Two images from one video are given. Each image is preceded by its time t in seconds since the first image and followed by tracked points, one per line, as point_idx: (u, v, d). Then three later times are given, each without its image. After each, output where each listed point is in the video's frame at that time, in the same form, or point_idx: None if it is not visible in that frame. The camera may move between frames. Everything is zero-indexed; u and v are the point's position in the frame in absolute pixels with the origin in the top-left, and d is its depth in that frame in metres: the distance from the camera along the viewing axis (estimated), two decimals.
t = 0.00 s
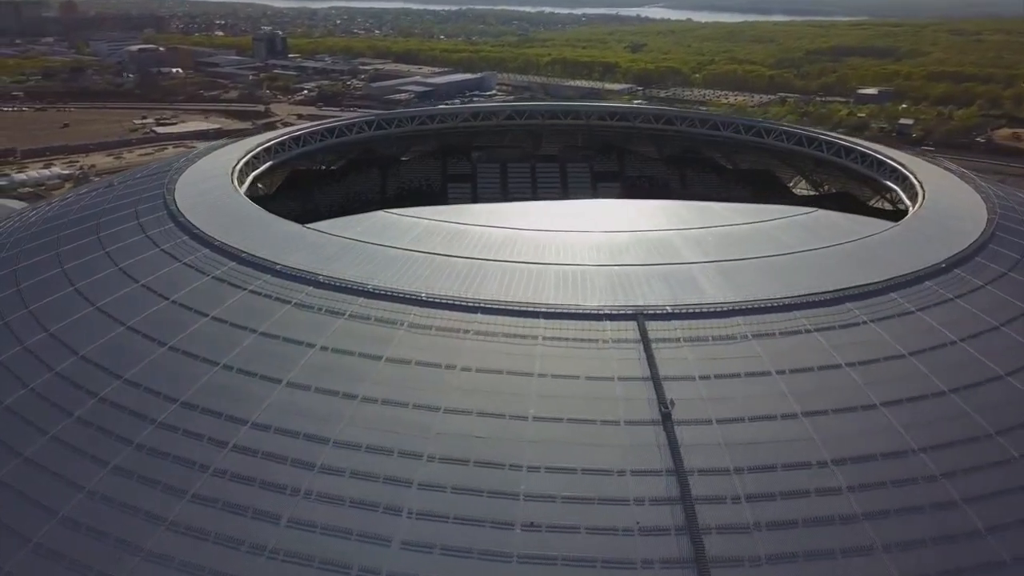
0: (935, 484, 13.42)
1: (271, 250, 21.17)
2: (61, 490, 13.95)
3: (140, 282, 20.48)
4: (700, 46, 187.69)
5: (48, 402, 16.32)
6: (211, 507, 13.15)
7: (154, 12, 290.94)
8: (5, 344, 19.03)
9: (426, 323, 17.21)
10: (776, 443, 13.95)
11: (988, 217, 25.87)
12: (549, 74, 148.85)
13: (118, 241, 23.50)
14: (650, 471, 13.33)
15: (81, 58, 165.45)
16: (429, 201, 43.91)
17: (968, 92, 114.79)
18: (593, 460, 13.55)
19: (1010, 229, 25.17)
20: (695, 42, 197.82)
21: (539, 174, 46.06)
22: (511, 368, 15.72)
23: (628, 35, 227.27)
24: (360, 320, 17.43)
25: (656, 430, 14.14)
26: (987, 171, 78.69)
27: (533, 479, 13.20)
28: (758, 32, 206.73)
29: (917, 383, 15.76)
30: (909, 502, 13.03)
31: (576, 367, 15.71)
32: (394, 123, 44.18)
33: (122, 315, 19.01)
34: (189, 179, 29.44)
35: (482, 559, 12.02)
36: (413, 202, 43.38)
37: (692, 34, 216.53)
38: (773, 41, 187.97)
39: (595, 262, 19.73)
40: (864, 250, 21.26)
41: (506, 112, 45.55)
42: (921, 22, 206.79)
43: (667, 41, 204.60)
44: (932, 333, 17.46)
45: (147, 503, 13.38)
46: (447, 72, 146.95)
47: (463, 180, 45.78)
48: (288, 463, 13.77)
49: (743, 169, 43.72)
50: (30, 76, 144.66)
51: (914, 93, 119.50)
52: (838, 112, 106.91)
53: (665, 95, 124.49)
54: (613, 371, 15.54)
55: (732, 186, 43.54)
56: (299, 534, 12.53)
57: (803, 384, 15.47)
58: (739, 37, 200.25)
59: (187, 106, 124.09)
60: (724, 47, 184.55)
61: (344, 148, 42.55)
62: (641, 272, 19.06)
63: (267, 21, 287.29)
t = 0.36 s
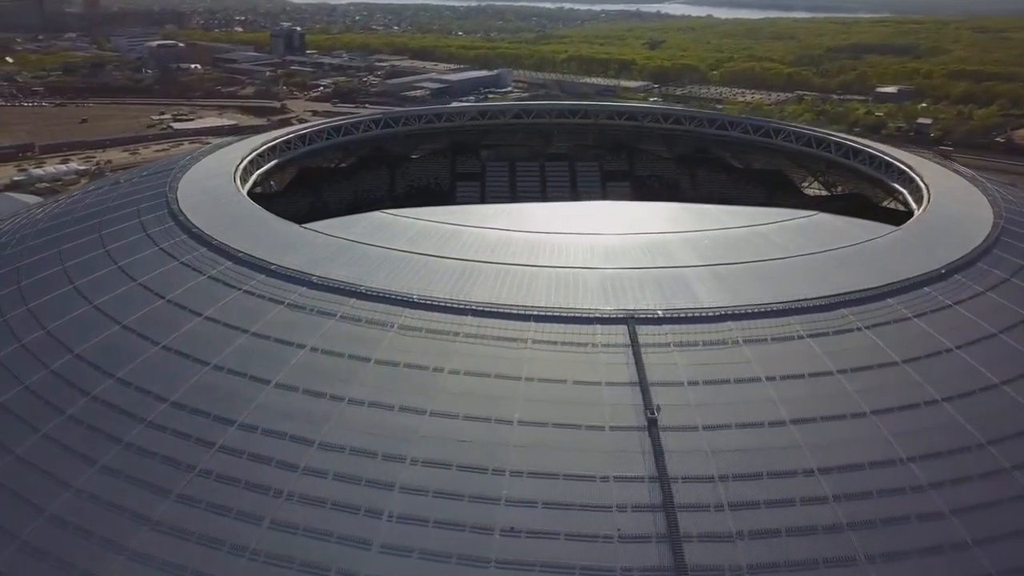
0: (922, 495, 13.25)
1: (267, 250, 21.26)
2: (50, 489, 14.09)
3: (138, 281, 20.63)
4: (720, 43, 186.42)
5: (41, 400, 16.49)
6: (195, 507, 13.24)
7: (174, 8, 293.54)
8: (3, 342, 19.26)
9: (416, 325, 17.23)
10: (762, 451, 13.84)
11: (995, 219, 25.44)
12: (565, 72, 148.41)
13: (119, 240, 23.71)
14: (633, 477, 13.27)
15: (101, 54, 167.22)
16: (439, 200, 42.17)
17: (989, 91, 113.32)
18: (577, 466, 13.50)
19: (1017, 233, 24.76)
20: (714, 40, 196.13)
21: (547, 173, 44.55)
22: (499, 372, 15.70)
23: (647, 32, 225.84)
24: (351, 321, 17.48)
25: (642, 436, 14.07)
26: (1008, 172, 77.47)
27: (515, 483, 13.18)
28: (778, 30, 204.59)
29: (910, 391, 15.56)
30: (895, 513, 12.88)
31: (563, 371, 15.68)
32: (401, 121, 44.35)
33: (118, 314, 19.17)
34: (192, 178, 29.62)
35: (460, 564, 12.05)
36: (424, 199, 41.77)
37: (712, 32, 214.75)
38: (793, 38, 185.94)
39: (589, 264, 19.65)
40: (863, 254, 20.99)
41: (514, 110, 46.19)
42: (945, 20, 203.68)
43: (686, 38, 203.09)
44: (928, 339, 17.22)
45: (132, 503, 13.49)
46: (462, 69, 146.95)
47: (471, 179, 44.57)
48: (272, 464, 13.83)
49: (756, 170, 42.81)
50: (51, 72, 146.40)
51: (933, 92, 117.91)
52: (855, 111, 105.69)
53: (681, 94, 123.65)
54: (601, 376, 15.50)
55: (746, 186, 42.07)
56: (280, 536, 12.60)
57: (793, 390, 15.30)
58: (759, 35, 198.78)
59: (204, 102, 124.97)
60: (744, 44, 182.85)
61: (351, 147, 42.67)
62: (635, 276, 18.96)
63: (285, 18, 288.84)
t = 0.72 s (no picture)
0: (911, 506, 13.07)
1: (266, 250, 21.40)
2: (42, 485, 14.31)
3: (138, 279, 20.85)
4: (742, 40, 184.63)
5: (38, 396, 16.73)
6: (182, 506, 13.36)
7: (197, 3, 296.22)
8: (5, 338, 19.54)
9: (408, 327, 17.24)
10: (750, 459, 13.72)
11: (1004, 223, 24.98)
12: (584, 68, 147.85)
13: (122, 238, 23.95)
14: (617, 484, 13.21)
15: (124, 50, 168.96)
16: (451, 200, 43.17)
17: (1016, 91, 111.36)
18: (561, 470, 13.47)
19: None
20: (737, 36, 194.25)
21: (559, 172, 45.39)
22: (489, 375, 15.67)
23: (668, 29, 223.88)
24: (344, 322, 17.53)
25: (629, 442, 14.00)
26: None
27: (498, 488, 13.16)
28: (802, 27, 202.42)
29: (904, 399, 15.34)
30: (882, 524, 12.72)
31: (553, 375, 15.63)
32: (411, 120, 44.39)
33: (117, 311, 19.39)
34: (199, 176, 29.86)
35: (440, 568, 12.07)
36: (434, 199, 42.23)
37: (734, 29, 212.65)
38: (817, 35, 183.46)
39: (586, 267, 19.57)
40: (865, 259, 20.72)
41: (524, 110, 45.64)
42: (972, 17, 200.25)
43: (708, 35, 201.22)
44: (926, 347, 16.96)
45: (121, 501, 13.65)
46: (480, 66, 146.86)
47: (483, 177, 45.22)
48: (259, 465, 13.91)
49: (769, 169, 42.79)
50: (74, 67, 148.16)
51: (958, 92, 115.94)
52: (877, 110, 104.30)
53: (700, 92, 122.69)
54: (590, 381, 15.44)
55: (758, 187, 42.32)
56: (263, 536, 12.68)
57: (785, 398, 15.14)
58: (781, 32, 196.71)
59: (222, 98, 125.87)
60: (767, 41, 180.72)
61: (361, 146, 42.85)
62: (631, 280, 18.84)
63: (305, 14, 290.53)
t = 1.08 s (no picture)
0: (904, 519, 12.87)
1: (269, 249, 21.56)
2: (41, 480, 14.60)
3: (143, 276, 21.12)
4: (770, 37, 182.52)
5: (41, 391, 17.04)
6: (174, 503, 13.52)
7: None
8: (13, 332, 19.93)
9: (405, 328, 17.27)
10: (742, 468, 13.58)
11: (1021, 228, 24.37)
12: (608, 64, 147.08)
13: (132, 234, 24.28)
14: (606, 490, 13.15)
15: (152, 45, 171.08)
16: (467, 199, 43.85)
17: None
18: (549, 475, 13.43)
19: None
20: (766, 34, 191.88)
21: (575, 171, 45.25)
22: (483, 377, 15.65)
23: (696, 25, 221.83)
24: (342, 322, 17.62)
25: (619, 448, 13.92)
26: None
27: (486, 492, 13.15)
28: (831, 24, 199.55)
29: (903, 409, 15.10)
30: (873, 537, 12.54)
31: (547, 378, 15.58)
32: (425, 118, 44.14)
33: (121, 308, 19.66)
34: (210, 173, 30.15)
35: (424, 571, 12.10)
36: (450, 199, 43.44)
37: (763, 26, 210.13)
38: (847, 33, 180.61)
39: (586, 270, 19.47)
40: (871, 264, 20.38)
41: (538, 109, 45.37)
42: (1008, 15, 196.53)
43: (737, 31, 198.93)
44: (929, 356, 16.66)
45: (115, 498, 13.86)
46: (503, 62, 146.65)
47: (499, 176, 45.40)
48: (251, 464, 14.03)
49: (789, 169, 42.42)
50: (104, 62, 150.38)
51: (989, 92, 113.42)
52: (904, 109, 102.54)
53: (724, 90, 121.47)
54: (584, 385, 15.37)
55: (779, 188, 41.97)
56: (251, 535, 12.80)
57: (780, 406, 14.96)
58: (810, 30, 194.16)
59: (245, 94, 127.02)
60: (796, 38, 178.19)
61: (375, 144, 43.02)
62: (630, 283, 18.73)
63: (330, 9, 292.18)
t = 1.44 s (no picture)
0: (894, 532, 12.69)
1: (271, 249, 21.69)
2: (36, 477, 14.83)
3: (147, 275, 21.35)
4: (796, 34, 180.52)
5: (40, 388, 17.28)
6: (164, 503, 13.66)
7: None
8: (18, 329, 20.23)
9: (399, 330, 17.30)
10: (731, 477, 13.45)
11: None
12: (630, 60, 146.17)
13: (139, 232, 24.54)
14: (592, 497, 13.08)
15: (178, 40, 173.13)
16: (479, 198, 43.59)
17: None
18: (535, 481, 13.40)
19: None
20: (791, 31, 189.64)
21: (588, 171, 45.15)
22: (474, 381, 15.64)
23: (721, 22, 219.80)
24: (337, 324, 17.68)
25: (608, 455, 13.84)
26: None
27: (472, 497, 13.15)
28: (858, 21, 196.76)
29: (899, 419, 14.88)
30: (861, 550, 12.39)
31: (539, 383, 15.52)
32: (436, 117, 44.30)
33: (123, 307, 19.89)
34: (219, 172, 30.43)
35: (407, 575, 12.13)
36: (464, 198, 42.91)
37: (789, 24, 207.63)
38: (875, 32, 177.80)
39: (584, 273, 19.38)
40: (875, 270, 20.08)
41: (552, 108, 45.42)
42: None
43: (763, 29, 196.55)
44: (928, 365, 16.39)
45: (106, 496, 14.03)
46: (524, 59, 146.43)
47: (512, 175, 45.27)
48: (240, 464, 14.14)
49: (802, 170, 42.07)
50: (129, 57, 152.26)
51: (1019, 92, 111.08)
52: (930, 109, 100.83)
53: (746, 88, 120.19)
54: (575, 390, 15.30)
55: (794, 189, 41.58)
56: (237, 537, 12.88)
57: (774, 415, 14.79)
58: (836, 27, 191.63)
59: (266, 90, 127.95)
60: (823, 36, 175.72)
61: (386, 143, 43.14)
62: (628, 287, 18.61)
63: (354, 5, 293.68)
